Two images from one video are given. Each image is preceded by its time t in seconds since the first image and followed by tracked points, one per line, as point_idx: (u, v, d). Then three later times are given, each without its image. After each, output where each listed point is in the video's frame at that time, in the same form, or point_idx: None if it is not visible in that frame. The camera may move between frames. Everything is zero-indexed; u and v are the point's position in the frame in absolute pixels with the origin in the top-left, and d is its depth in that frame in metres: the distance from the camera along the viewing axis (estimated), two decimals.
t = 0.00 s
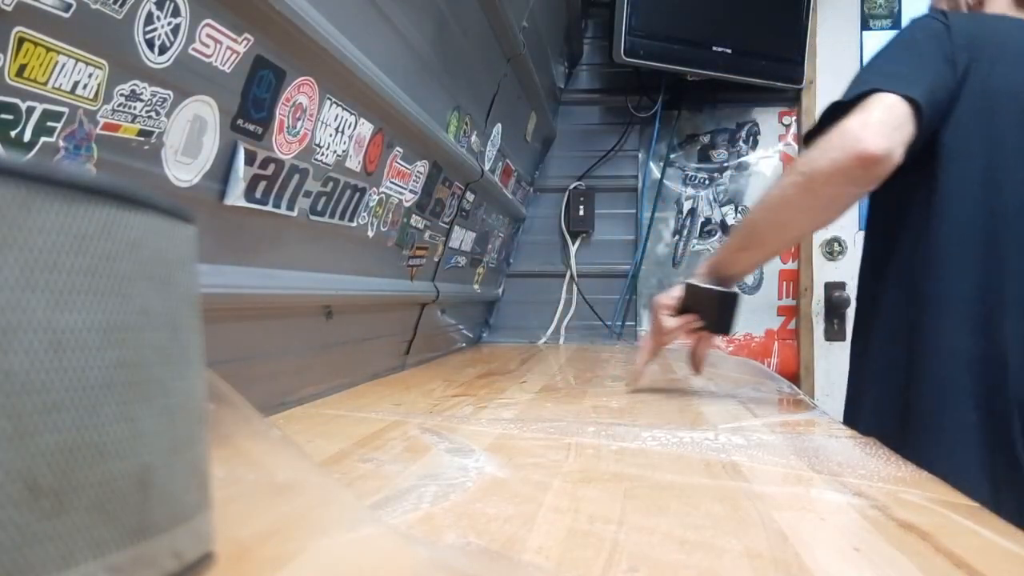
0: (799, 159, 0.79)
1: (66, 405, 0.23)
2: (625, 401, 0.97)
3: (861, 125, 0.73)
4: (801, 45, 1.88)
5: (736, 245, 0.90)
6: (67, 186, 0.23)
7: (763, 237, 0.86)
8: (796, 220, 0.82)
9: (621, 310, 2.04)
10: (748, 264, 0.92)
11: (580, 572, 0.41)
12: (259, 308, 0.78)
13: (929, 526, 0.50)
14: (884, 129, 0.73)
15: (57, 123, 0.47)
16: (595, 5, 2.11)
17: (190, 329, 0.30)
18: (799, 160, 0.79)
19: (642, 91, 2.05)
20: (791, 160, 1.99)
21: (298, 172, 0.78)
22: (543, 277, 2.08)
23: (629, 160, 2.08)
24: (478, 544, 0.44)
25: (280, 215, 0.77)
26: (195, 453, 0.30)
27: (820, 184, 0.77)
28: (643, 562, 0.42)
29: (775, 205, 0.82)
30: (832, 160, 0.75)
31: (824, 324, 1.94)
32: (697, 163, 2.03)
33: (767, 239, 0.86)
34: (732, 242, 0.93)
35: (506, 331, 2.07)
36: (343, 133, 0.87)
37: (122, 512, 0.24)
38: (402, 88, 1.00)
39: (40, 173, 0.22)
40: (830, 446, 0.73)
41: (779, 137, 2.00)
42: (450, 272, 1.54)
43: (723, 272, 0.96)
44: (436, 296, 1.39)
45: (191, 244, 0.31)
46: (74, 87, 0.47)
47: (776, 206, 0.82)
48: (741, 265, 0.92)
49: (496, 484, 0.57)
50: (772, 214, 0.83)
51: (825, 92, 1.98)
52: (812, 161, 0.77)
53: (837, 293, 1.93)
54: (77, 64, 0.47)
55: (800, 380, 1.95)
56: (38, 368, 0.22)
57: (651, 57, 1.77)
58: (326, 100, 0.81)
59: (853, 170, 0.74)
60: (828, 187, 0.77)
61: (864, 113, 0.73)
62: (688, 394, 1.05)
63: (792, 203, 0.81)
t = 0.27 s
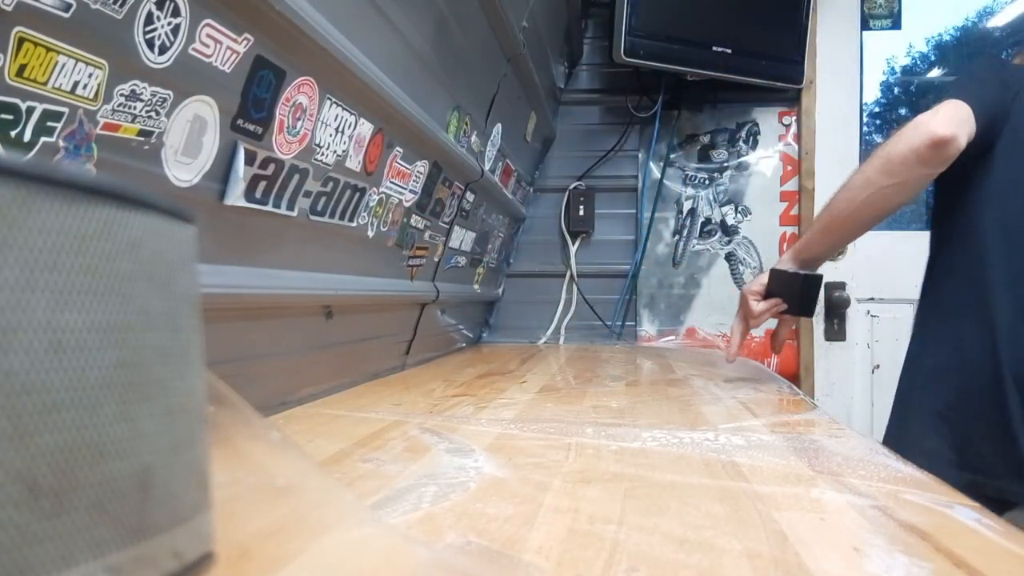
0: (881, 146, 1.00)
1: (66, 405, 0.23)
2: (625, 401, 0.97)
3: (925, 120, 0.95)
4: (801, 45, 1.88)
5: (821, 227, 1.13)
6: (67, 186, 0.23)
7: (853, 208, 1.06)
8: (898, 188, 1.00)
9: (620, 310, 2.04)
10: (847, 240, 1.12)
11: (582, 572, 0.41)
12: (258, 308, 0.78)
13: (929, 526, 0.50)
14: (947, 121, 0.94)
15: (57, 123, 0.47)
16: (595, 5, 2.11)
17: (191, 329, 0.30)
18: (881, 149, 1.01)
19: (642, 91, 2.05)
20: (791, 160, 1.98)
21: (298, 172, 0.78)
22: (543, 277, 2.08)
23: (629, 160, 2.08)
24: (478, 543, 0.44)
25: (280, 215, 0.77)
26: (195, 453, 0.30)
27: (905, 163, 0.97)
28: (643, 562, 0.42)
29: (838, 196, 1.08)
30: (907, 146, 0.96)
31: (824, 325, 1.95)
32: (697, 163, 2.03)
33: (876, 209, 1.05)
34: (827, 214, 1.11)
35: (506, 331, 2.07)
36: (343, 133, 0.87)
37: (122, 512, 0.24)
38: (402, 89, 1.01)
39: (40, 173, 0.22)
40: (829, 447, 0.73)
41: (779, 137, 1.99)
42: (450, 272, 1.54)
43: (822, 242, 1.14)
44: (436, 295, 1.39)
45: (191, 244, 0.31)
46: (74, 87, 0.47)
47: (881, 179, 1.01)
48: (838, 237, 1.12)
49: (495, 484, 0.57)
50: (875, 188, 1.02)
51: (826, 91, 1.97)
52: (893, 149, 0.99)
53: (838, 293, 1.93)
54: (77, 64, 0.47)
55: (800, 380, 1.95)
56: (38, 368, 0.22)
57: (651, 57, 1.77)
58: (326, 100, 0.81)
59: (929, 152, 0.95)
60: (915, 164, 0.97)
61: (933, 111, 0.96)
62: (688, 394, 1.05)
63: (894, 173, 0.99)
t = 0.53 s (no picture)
0: (892, 159, 1.09)
1: (67, 404, 0.23)
2: (624, 401, 0.98)
3: (936, 134, 1.04)
4: (801, 45, 1.88)
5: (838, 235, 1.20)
6: (68, 186, 0.23)
7: (865, 218, 1.14)
8: (908, 198, 1.09)
9: (620, 310, 2.04)
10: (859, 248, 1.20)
11: (581, 572, 0.41)
12: (259, 308, 0.78)
13: (929, 526, 0.50)
14: (955, 136, 1.03)
15: (56, 123, 0.47)
16: (595, 5, 2.11)
17: (191, 329, 0.30)
18: (891, 162, 1.10)
19: (642, 91, 2.05)
20: (791, 160, 1.98)
21: (298, 172, 0.78)
22: (543, 277, 2.08)
23: (629, 160, 2.08)
24: (478, 543, 0.44)
25: (280, 216, 0.77)
26: (195, 453, 0.30)
27: (916, 175, 1.06)
28: (643, 562, 0.42)
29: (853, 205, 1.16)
30: (918, 159, 1.05)
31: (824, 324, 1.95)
32: (697, 163, 2.04)
33: (886, 219, 1.13)
34: (839, 222, 1.19)
35: (506, 331, 2.07)
36: (343, 133, 0.87)
37: (123, 512, 0.24)
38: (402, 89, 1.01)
39: (40, 173, 0.22)
40: (830, 447, 0.73)
41: (779, 137, 1.99)
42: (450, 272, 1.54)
43: (834, 250, 1.21)
44: (436, 295, 1.39)
45: (191, 244, 0.31)
46: (74, 87, 0.47)
47: (892, 189, 1.10)
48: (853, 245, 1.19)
49: (495, 484, 0.57)
50: (887, 199, 1.11)
51: (825, 91, 1.97)
52: (903, 161, 1.08)
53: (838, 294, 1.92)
54: (77, 64, 0.47)
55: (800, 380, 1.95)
56: (39, 368, 0.22)
57: (651, 57, 1.77)
58: (326, 100, 0.81)
59: (939, 164, 1.04)
60: (925, 175, 1.06)
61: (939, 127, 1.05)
62: (688, 393, 1.05)
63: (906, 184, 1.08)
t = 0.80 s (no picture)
0: (862, 214, 1.07)
1: (66, 404, 0.23)
2: (624, 401, 0.98)
3: (908, 196, 1.01)
4: (801, 45, 1.88)
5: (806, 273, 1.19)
6: (69, 186, 0.23)
7: (833, 263, 1.13)
8: (876, 252, 1.08)
9: (620, 310, 2.04)
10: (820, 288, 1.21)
11: (581, 572, 0.41)
12: (259, 308, 0.78)
13: (928, 526, 0.50)
14: (927, 198, 1.01)
15: (57, 123, 0.47)
16: (596, 5, 2.11)
17: (191, 329, 0.30)
18: (861, 214, 1.08)
19: (642, 91, 2.05)
20: (791, 160, 1.98)
21: (298, 172, 0.78)
22: (543, 277, 2.08)
23: (629, 160, 2.08)
24: (478, 543, 0.44)
25: (280, 215, 0.77)
26: (195, 452, 0.30)
27: (885, 235, 1.05)
28: (642, 562, 0.42)
29: (824, 249, 1.15)
30: (888, 220, 1.03)
31: (824, 324, 1.95)
32: (697, 163, 2.03)
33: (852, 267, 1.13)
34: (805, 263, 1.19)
35: (506, 331, 2.07)
36: (343, 133, 0.87)
37: (122, 512, 0.24)
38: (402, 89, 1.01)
39: (40, 173, 0.22)
40: (830, 447, 0.73)
41: (779, 137, 1.99)
42: (450, 272, 1.54)
43: (798, 289, 1.22)
44: (436, 295, 1.39)
45: (191, 244, 0.31)
46: (74, 87, 0.47)
47: (860, 244, 1.09)
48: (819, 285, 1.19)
49: (496, 484, 0.57)
50: (855, 251, 1.10)
51: (826, 90, 1.97)
52: (873, 218, 1.06)
53: (837, 293, 1.92)
54: (77, 64, 0.47)
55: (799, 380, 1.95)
56: (39, 368, 0.22)
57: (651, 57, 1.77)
58: (326, 100, 0.81)
59: (909, 227, 1.03)
60: (894, 235, 1.04)
61: (910, 183, 1.02)
62: (688, 393, 1.05)
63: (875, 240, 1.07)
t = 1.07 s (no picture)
0: (795, 251, 1.11)
1: (67, 404, 0.23)
2: (625, 402, 0.98)
3: (836, 240, 1.05)
4: (801, 45, 1.88)
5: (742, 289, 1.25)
6: (69, 186, 0.23)
7: (769, 288, 1.19)
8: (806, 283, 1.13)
9: (621, 310, 2.04)
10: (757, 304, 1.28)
11: (581, 572, 0.41)
12: (260, 308, 0.78)
13: (929, 526, 0.50)
14: (855, 241, 1.04)
15: (57, 123, 0.47)
16: (596, 5, 2.11)
17: (191, 330, 0.30)
18: (794, 250, 1.12)
19: (642, 91, 2.05)
20: (791, 160, 1.98)
21: (298, 172, 0.78)
22: (543, 277, 2.08)
23: (629, 160, 2.08)
24: (479, 544, 0.44)
25: (280, 215, 0.77)
26: (195, 452, 0.30)
27: (815, 272, 1.09)
28: (643, 562, 0.42)
29: (761, 272, 1.19)
30: (817, 262, 1.07)
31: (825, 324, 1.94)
32: (697, 163, 2.03)
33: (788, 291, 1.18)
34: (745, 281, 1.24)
35: (506, 331, 2.07)
36: (343, 133, 0.87)
37: (122, 512, 0.24)
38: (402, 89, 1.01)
39: (40, 173, 0.22)
40: (830, 447, 0.73)
41: (779, 137, 1.99)
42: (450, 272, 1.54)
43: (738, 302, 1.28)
44: (436, 295, 1.39)
45: (190, 244, 0.31)
46: (74, 87, 0.47)
47: (794, 276, 1.13)
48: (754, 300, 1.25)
49: (495, 485, 0.57)
50: (790, 281, 1.15)
51: (826, 90, 1.97)
52: (804, 256, 1.09)
53: (838, 293, 1.93)
54: (77, 64, 0.47)
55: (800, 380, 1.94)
56: (39, 368, 0.22)
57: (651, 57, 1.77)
58: (326, 100, 0.81)
59: (836, 267, 1.07)
60: (823, 272, 1.09)
61: (841, 225, 1.05)
62: (688, 393, 1.05)
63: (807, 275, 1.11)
